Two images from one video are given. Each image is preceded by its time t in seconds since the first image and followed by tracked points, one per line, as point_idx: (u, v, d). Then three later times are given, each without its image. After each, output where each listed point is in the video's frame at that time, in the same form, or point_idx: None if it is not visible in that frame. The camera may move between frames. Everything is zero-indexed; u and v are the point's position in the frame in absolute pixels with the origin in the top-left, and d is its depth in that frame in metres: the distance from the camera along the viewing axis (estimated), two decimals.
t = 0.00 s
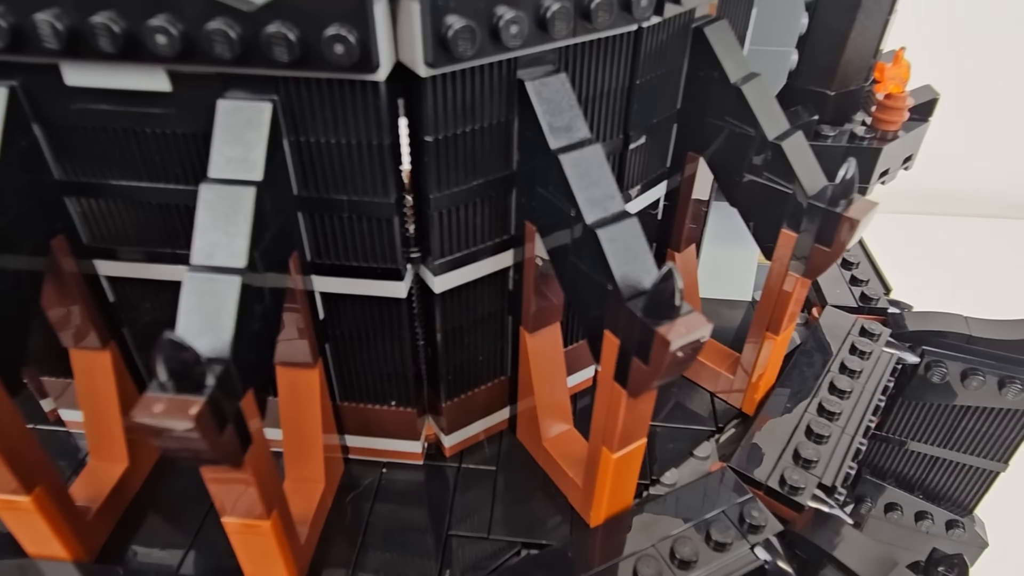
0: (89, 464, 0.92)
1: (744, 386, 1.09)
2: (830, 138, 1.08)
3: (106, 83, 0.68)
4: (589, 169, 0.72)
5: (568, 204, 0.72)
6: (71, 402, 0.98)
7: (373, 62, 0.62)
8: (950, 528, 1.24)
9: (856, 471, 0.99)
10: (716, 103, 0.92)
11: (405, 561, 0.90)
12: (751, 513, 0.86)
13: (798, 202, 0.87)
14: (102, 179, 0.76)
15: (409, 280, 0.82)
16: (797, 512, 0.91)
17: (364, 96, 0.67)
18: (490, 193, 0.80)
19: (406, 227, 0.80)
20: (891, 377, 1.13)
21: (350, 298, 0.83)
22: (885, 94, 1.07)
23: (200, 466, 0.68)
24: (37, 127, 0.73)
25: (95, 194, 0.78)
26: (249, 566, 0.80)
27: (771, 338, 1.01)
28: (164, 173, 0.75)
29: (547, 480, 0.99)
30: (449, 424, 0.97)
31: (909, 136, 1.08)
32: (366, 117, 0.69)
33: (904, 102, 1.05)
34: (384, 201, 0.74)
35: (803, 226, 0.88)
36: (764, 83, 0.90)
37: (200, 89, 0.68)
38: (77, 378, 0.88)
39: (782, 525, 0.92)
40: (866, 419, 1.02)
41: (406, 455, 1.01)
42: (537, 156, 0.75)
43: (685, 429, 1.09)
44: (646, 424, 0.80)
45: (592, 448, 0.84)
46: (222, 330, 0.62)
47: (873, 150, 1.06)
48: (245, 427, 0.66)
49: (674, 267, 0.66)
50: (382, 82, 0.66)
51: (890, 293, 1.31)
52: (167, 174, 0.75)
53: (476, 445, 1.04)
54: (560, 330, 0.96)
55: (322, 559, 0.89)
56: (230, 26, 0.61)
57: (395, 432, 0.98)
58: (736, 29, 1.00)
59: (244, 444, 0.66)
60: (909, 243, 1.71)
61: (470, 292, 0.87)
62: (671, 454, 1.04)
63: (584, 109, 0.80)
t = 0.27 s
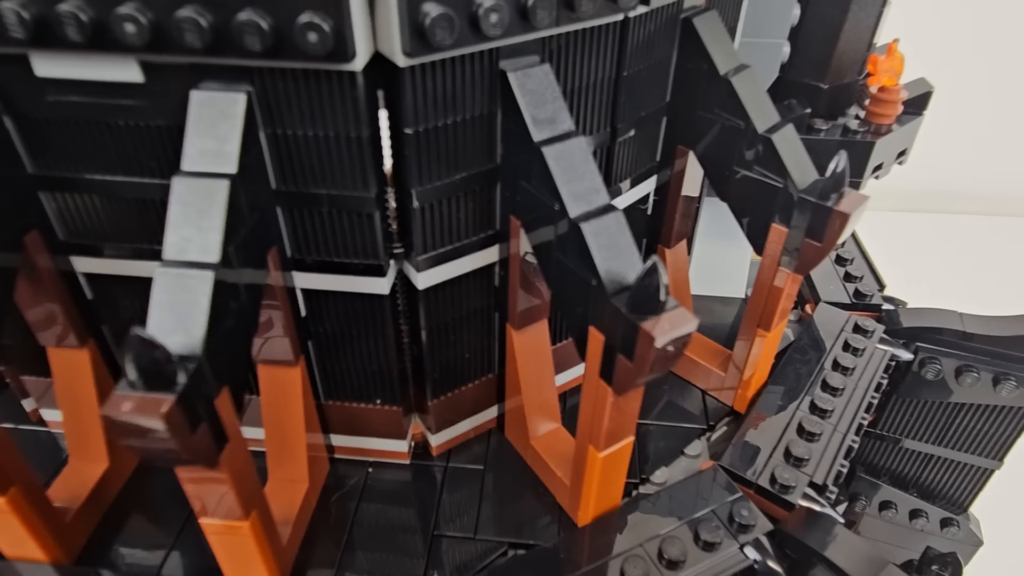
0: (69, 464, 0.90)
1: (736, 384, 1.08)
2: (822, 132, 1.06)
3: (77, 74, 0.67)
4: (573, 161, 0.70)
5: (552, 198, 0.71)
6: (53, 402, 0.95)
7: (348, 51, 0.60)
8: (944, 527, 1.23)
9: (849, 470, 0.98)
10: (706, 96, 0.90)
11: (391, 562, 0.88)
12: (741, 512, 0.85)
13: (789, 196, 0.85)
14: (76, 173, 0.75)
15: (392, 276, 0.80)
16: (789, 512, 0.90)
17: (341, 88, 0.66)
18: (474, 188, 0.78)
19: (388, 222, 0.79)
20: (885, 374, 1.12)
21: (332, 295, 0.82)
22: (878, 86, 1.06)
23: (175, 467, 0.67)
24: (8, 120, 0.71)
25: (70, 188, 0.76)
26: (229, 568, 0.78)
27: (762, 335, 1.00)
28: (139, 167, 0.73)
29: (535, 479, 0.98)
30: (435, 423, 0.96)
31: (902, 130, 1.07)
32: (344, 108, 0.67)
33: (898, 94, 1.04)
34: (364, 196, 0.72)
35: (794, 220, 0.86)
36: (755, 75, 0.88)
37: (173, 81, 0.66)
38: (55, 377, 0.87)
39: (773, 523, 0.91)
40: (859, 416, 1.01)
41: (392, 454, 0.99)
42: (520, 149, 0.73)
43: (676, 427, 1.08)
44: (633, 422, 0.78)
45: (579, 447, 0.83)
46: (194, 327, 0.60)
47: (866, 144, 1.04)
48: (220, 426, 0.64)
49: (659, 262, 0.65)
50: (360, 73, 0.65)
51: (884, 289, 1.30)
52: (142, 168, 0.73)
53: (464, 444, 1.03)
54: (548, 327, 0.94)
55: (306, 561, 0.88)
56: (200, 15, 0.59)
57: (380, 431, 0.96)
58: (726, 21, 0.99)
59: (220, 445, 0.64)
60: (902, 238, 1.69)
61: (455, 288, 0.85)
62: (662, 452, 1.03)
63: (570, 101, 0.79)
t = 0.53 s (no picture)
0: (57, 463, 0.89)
1: (731, 380, 1.07)
2: (818, 127, 1.06)
3: (60, 68, 0.66)
4: (564, 157, 0.69)
5: (544, 193, 0.70)
6: (43, 399, 0.95)
7: (335, 44, 0.59)
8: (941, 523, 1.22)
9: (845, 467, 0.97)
10: (701, 90, 0.89)
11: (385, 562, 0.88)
12: (736, 510, 0.84)
13: (784, 192, 0.84)
14: (61, 168, 0.73)
15: (382, 273, 0.80)
16: (784, 510, 0.89)
17: (329, 82, 0.65)
18: (465, 182, 0.77)
19: (379, 217, 0.78)
20: (881, 371, 1.11)
21: (323, 292, 0.81)
22: (875, 81, 1.06)
23: (162, 466, 0.66)
24: None
25: (56, 184, 0.75)
26: (219, 568, 0.78)
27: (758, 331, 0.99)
28: (126, 163, 0.72)
29: (529, 477, 0.97)
30: (428, 420, 0.95)
31: (899, 125, 1.06)
32: (332, 103, 0.66)
33: (895, 89, 1.04)
34: (354, 191, 0.71)
35: (789, 216, 0.85)
36: (750, 70, 0.87)
37: (159, 74, 0.65)
38: (43, 375, 0.86)
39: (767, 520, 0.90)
40: (855, 413, 1.00)
41: (385, 452, 0.99)
42: (512, 144, 0.72)
43: (671, 424, 1.07)
44: (627, 419, 0.77)
45: (572, 445, 0.82)
46: (180, 325, 0.59)
47: (862, 139, 1.03)
48: (207, 425, 0.63)
49: (652, 258, 0.64)
50: (347, 67, 0.64)
51: (881, 285, 1.29)
52: (128, 163, 0.72)
53: (457, 442, 1.02)
54: (541, 323, 0.93)
55: (298, 560, 0.87)
56: (183, 7, 0.58)
57: (373, 428, 0.95)
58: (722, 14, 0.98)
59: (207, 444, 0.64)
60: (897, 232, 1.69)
61: (447, 285, 0.84)
62: (657, 449, 1.02)
63: (563, 95, 0.78)
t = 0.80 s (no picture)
0: (63, 456, 0.90)
1: (733, 375, 1.07)
2: (821, 121, 1.06)
3: (65, 63, 0.66)
4: (566, 151, 0.69)
5: (546, 188, 0.70)
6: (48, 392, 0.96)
7: (338, 40, 0.60)
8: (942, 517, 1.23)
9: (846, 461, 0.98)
10: (703, 85, 0.89)
11: (389, 555, 0.88)
12: (737, 503, 0.85)
13: (786, 186, 0.85)
14: (66, 163, 0.74)
15: (386, 267, 0.80)
16: (785, 504, 0.89)
17: (332, 77, 0.65)
18: (468, 177, 0.77)
19: (382, 212, 0.78)
20: (883, 366, 1.11)
21: (327, 286, 0.81)
22: (877, 76, 1.05)
23: (167, 458, 0.66)
24: None
25: (61, 179, 0.75)
26: (225, 559, 0.78)
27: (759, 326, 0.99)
28: (131, 157, 0.73)
29: (531, 470, 0.98)
30: (431, 414, 0.96)
31: (901, 120, 1.06)
32: (336, 98, 0.66)
33: (897, 85, 1.03)
34: (358, 186, 0.72)
35: (791, 211, 0.85)
36: (752, 65, 0.87)
37: (163, 70, 0.66)
38: (48, 369, 0.87)
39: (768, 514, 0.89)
40: (857, 407, 1.00)
41: (388, 446, 0.99)
42: (514, 139, 0.72)
43: (673, 419, 1.07)
44: (629, 413, 0.78)
45: (575, 439, 0.82)
46: (184, 318, 0.60)
47: (864, 135, 1.03)
48: (211, 418, 0.64)
49: (654, 253, 0.64)
50: (351, 62, 0.64)
51: (883, 280, 1.29)
52: (133, 158, 0.73)
53: (460, 435, 1.03)
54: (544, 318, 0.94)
55: (302, 552, 0.88)
56: (187, 3, 0.58)
57: (377, 422, 0.96)
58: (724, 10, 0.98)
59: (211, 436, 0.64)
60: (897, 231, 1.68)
61: (450, 279, 0.85)
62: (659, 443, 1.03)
63: (565, 91, 0.78)
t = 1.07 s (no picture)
0: (84, 445, 0.91)
1: (742, 367, 1.09)
2: (830, 117, 1.07)
3: (92, 56, 0.67)
4: (583, 143, 0.70)
5: (562, 179, 0.71)
6: (68, 384, 0.97)
7: (361, 31, 0.61)
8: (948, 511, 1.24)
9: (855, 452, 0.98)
10: (714, 80, 0.91)
11: (405, 543, 0.89)
12: (748, 492, 0.86)
13: (797, 180, 0.86)
14: (92, 155, 0.76)
15: (403, 258, 0.81)
16: (794, 492, 0.91)
17: (354, 69, 0.66)
18: (485, 169, 0.78)
19: (400, 203, 0.79)
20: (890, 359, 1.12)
21: (345, 277, 0.83)
22: (885, 72, 1.07)
23: (191, 442, 0.68)
24: (24, 103, 0.72)
25: (85, 170, 0.77)
26: (246, 544, 0.80)
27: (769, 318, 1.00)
28: (155, 149, 0.74)
29: (544, 460, 0.99)
30: (445, 405, 0.97)
31: (909, 115, 1.07)
32: (356, 89, 0.67)
33: (904, 80, 1.05)
34: (377, 177, 0.73)
35: (803, 204, 0.87)
36: (763, 59, 0.88)
37: (189, 62, 0.67)
38: (70, 358, 0.88)
39: (779, 502, 0.90)
40: (865, 399, 1.01)
41: (403, 436, 1.01)
42: (531, 131, 0.74)
43: (683, 411, 1.09)
44: (642, 401, 0.79)
45: (588, 427, 0.84)
46: (211, 304, 0.61)
47: (873, 130, 1.04)
48: (236, 403, 0.65)
49: (669, 241, 0.65)
50: (372, 54, 0.65)
51: (890, 276, 1.30)
52: (157, 150, 0.74)
53: (474, 426, 1.04)
54: (557, 310, 0.95)
55: (319, 540, 0.89)
56: None
57: (391, 412, 0.97)
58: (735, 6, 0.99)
59: (236, 420, 0.65)
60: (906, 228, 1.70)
61: (466, 270, 0.86)
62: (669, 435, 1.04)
63: (581, 84, 0.79)
